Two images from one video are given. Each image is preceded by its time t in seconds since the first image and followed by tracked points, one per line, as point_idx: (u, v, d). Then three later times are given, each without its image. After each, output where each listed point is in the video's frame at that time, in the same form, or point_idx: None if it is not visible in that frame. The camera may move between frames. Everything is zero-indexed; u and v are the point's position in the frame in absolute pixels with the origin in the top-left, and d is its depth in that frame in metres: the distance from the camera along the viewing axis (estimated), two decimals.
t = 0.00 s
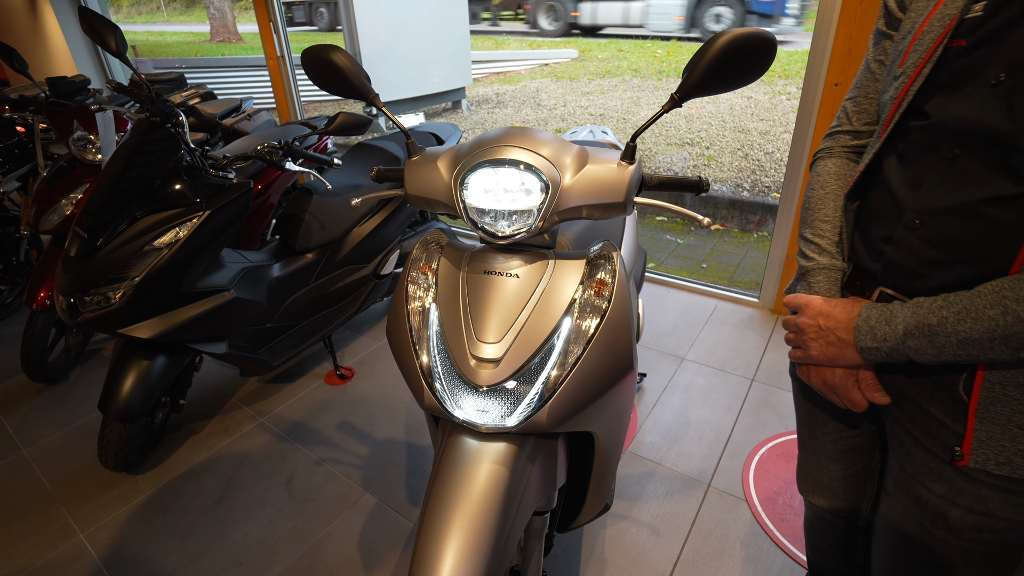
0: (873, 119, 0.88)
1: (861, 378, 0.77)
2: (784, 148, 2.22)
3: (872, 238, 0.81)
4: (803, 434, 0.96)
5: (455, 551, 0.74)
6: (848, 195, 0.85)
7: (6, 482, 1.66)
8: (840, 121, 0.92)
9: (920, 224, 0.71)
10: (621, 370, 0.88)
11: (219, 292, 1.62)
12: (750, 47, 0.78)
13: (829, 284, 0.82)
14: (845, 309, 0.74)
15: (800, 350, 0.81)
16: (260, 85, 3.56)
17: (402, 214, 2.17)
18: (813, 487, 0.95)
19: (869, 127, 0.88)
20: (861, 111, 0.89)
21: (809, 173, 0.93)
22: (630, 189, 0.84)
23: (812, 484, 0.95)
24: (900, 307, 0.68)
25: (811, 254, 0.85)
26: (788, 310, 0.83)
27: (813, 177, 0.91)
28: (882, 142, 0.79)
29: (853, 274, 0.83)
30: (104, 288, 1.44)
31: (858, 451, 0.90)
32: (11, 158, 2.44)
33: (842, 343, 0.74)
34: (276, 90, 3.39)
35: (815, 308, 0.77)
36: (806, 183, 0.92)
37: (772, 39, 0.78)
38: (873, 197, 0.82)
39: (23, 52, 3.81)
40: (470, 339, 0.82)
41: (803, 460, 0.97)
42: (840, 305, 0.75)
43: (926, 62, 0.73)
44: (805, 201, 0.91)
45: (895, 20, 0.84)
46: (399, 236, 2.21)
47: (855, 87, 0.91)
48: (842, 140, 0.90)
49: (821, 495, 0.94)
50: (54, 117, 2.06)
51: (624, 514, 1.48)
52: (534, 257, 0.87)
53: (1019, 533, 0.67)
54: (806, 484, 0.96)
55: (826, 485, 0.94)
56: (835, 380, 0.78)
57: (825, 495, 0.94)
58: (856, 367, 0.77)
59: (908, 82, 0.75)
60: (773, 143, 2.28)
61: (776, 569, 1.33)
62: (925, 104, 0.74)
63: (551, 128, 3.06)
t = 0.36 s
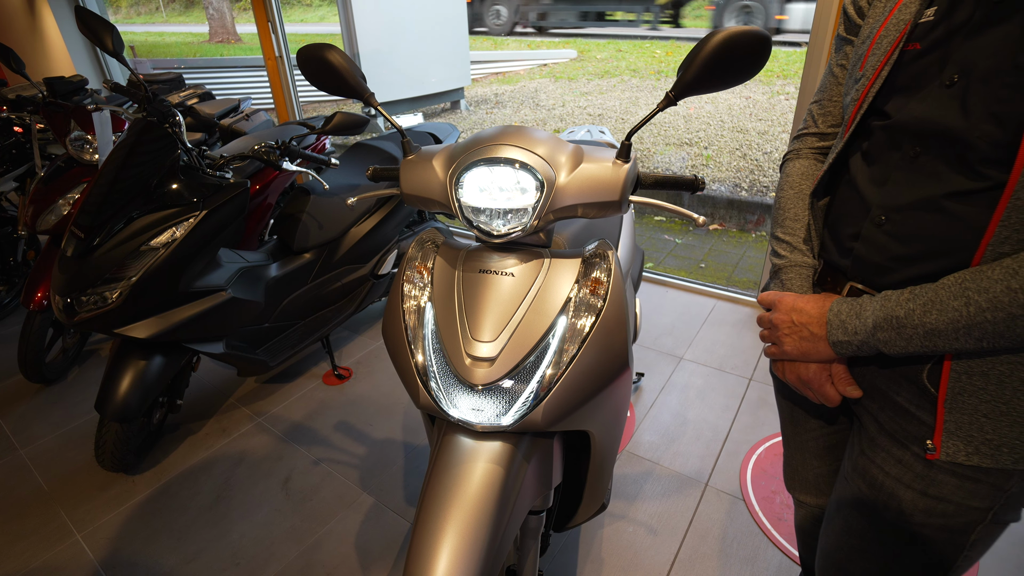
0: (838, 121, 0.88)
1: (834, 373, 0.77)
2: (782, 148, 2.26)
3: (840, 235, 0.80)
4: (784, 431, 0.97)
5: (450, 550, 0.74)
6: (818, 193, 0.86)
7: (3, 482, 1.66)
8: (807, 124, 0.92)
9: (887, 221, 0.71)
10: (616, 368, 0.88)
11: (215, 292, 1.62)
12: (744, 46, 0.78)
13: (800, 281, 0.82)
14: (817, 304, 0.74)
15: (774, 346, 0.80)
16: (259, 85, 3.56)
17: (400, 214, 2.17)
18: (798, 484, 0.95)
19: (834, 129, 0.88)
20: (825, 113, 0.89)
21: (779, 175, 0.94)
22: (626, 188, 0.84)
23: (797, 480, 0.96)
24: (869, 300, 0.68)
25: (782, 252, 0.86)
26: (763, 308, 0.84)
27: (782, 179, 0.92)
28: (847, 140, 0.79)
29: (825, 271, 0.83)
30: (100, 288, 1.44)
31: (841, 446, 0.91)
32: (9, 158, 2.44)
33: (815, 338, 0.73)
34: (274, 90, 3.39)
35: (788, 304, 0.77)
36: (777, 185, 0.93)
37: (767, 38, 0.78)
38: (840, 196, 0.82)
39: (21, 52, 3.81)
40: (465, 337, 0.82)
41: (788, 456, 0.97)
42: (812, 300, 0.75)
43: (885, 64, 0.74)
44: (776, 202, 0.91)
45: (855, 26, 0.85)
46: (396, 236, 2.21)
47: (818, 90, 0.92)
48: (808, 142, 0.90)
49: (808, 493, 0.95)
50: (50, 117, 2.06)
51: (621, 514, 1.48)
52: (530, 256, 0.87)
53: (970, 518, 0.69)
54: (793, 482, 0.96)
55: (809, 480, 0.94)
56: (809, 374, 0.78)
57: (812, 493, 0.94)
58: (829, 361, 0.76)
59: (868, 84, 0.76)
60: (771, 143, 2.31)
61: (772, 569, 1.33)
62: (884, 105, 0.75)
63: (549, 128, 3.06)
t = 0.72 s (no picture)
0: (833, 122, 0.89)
1: (815, 373, 0.78)
2: (779, 148, 2.26)
3: (827, 235, 0.81)
4: (776, 432, 0.98)
5: (446, 549, 0.74)
6: (807, 194, 0.87)
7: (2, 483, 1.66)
8: (804, 123, 0.93)
9: (869, 221, 0.72)
10: (610, 368, 0.89)
11: (214, 292, 1.62)
12: (736, 49, 0.78)
13: (787, 281, 0.84)
14: (800, 304, 0.75)
15: (759, 344, 0.81)
16: (258, 86, 3.57)
17: (398, 215, 2.18)
18: (790, 485, 0.96)
19: (828, 129, 0.89)
20: (822, 114, 0.90)
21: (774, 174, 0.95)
22: (620, 189, 0.85)
23: (790, 481, 0.96)
24: (848, 301, 0.68)
25: (772, 252, 0.87)
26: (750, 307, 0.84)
27: (777, 178, 0.92)
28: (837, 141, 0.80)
29: (811, 271, 0.83)
30: (99, 288, 1.44)
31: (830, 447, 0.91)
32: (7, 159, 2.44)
33: (796, 337, 0.75)
34: (272, 90, 3.39)
35: (773, 302, 0.78)
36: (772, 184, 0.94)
37: (758, 41, 0.79)
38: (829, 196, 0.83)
39: (19, 51, 3.81)
40: (460, 337, 0.83)
41: (780, 456, 0.98)
42: (796, 300, 0.76)
43: (873, 66, 0.75)
44: (769, 202, 0.92)
45: (851, 26, 0.86)
46: (394, 237, 2.21)
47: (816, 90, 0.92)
48: (805, 142, 0.91)
49: (800, 493, 0.95)
50: (48, 117, 2.05)
51: (618, 513, 1.49)
52: (524, 257, 0.88)
53: (956, 521, 0.69)
54: (785, 482, 0.97)
55: (802, 481, 0.95)
56: (791, 374, 0.79)
57: (804, 493, 0.95)
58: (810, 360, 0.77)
59: (858, 85, 0.77)
60: (768, 143, 2.33)
61: (767, 568, 1.33)
62: (873, 106, 0.76)
63: (547, 129, 3.09)
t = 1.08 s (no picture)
0: (851, 124, 0.89)
1: (836, 387, 0.79)
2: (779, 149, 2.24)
3: (846, 244, 0.82)
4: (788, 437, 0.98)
5: (451, 549, 0.75)
6: (825, 199, 0.87)
7: (3, 483, 1.66)
8: (821, 126, 0.93)
9: (891, 229, 0.73)
10: (613, 369, 0.89)
11: (216, 293, 1.63)
12: (738, 52, 0.79)
13: (805, 291, 0.83)
14: (819, 315, 0.75)
15: (777, 356, 0.81)
16: (258, 86, 3.57)
17: (400, 215, 2.18)
18: (800, 489, 0.97)
19: (847, 132, 0.89)
20: (840, 116, 0.90)
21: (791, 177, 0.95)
22: (622, 191, 0.85)
23: (800, 486, 0.97)
24: (870, 313, 0.69)
25: (789, 260, 0.87)
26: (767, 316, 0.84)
27: (794, 182, 0.93)
28: (857, 146, 0.81)
29: (831, 280, 0.85)
30: (101, 289, 1.44)
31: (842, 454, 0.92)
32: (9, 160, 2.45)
33: (816, 349, 0.74)
34: (273, 91, 3.39)
35: (791, 314, 0.78)
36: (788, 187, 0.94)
37: (760, 44, 0.80)
38: (847, 203, 0.84)
39: (20, 52, 3.81)
40: (464, 338, 0.83)
41: (790, 461, 0.98)
42: (815, 311, 0.76)
43: (896, 68, 0.75)
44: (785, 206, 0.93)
45: (870, 26, 0.86)
46: (396, 237, 2.22)
47: (833, 93, 0.93)
48: (821, 145, 0.92)
49: (809, 497, 0.96)
50: (50, 119, 2.06)
51: (619, 513, 1.49)
52: (528, 258, 0.89)
53: (994, 531, 0.68)
54: (795, 487, 0.98)
55: (813, 486, 0.95)
56: (811, 387, 0.79)
57: (813, 497, 0.95)
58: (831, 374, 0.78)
59: (880, 87, 0.77)
60: (768, 144, 2.30)
61: (768, 568, 1.34)
62: (896, 110, 0.77)
63: (547, 130, 3.08)
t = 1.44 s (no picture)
0: (867, 126, 0.90)
1: (854, 398, 0.78)
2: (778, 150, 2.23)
3: (864, 251, 0.82)
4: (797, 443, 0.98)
5: (451, 549, 0.75)
6: (843, 205, 0.87)
7: (3, 484, 1.67)
8: (836, 128, 0.93)
9: (911, 239, 0.73)
10: (613, 369, 0.89)
11: (216, 294, 1.63)
12: (738, 54, 0.79)
13: (822, 298, 0.84)
14: (837, 326, 0.76)
15: (793, 366, 0.82)
16: (257, 87, 3.57)
17: (399, 215, 2.18)
18: (807, 493, 0.97)
19: (863, 134, 0.90)
20: (856, 118, 0.90)
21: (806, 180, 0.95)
22: (622, 193, 0.86)
23: (807, 490, 0.97)
24: (890, 325, 0.69)
25: (806, 267, 0.87)
26: (783, 324, 0.85)
27: (810, 185, 0.93)
28: (874, 151, 0.81)
29: (848, 287, 0.85)
30: (101, 290, 1.44)
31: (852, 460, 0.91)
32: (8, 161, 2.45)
33: (834, 360, 0.75)
34: (272, 91, 3.38)
35: (808, 323, 0.79)
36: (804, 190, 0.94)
37: (759, 46, 0.80)
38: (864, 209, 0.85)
39: (20, 53, 3.79)
40: (464, 339, 0.84)
41: (798, 466, 0.98)
42: (832, 321, 0.77)
43: (915, 71, 0.75)
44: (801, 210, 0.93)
45: (886, 25, 0.86)
46: (396, 238, 2.22)
47: (848, 94, 0.93)
48: (837, 148, 0.92)
49: (816, 501, 0.96)
50: (50, 120, 2.06)
51: (619, 514, 1.49)
52: (528, 259, 0.89)
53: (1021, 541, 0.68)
54: (802, 490, 0.98)
55: (820, 491, 0.95)
56: (828, 398, 0.80)
57: (819, 501, 0.95)
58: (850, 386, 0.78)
59: (898, 91, 0.77)
60: (767, 145, 2.29)
61: (768, 569, 1.34)
62: (915, 115, 0.76)
63: (547, 130, 3.07)
